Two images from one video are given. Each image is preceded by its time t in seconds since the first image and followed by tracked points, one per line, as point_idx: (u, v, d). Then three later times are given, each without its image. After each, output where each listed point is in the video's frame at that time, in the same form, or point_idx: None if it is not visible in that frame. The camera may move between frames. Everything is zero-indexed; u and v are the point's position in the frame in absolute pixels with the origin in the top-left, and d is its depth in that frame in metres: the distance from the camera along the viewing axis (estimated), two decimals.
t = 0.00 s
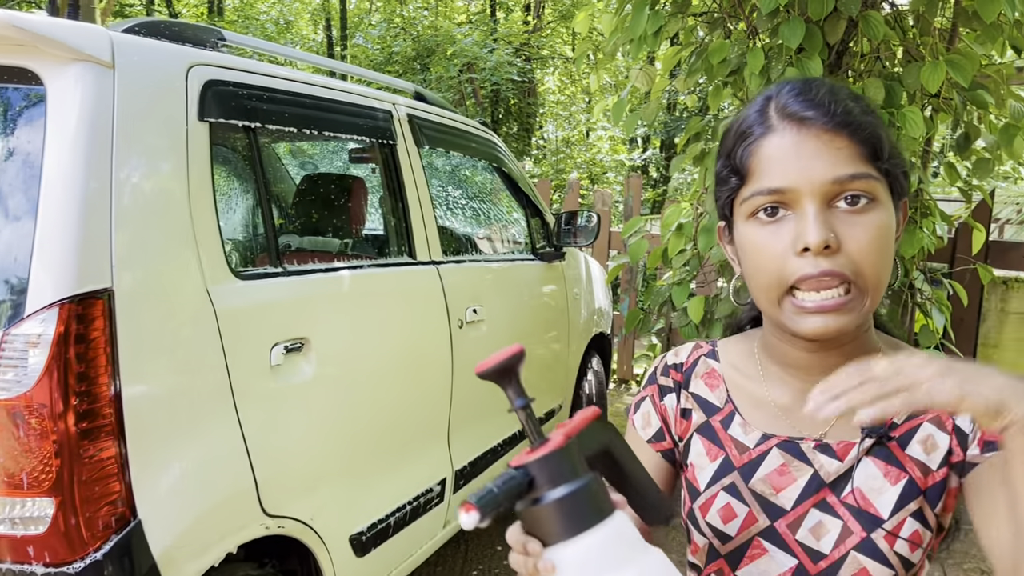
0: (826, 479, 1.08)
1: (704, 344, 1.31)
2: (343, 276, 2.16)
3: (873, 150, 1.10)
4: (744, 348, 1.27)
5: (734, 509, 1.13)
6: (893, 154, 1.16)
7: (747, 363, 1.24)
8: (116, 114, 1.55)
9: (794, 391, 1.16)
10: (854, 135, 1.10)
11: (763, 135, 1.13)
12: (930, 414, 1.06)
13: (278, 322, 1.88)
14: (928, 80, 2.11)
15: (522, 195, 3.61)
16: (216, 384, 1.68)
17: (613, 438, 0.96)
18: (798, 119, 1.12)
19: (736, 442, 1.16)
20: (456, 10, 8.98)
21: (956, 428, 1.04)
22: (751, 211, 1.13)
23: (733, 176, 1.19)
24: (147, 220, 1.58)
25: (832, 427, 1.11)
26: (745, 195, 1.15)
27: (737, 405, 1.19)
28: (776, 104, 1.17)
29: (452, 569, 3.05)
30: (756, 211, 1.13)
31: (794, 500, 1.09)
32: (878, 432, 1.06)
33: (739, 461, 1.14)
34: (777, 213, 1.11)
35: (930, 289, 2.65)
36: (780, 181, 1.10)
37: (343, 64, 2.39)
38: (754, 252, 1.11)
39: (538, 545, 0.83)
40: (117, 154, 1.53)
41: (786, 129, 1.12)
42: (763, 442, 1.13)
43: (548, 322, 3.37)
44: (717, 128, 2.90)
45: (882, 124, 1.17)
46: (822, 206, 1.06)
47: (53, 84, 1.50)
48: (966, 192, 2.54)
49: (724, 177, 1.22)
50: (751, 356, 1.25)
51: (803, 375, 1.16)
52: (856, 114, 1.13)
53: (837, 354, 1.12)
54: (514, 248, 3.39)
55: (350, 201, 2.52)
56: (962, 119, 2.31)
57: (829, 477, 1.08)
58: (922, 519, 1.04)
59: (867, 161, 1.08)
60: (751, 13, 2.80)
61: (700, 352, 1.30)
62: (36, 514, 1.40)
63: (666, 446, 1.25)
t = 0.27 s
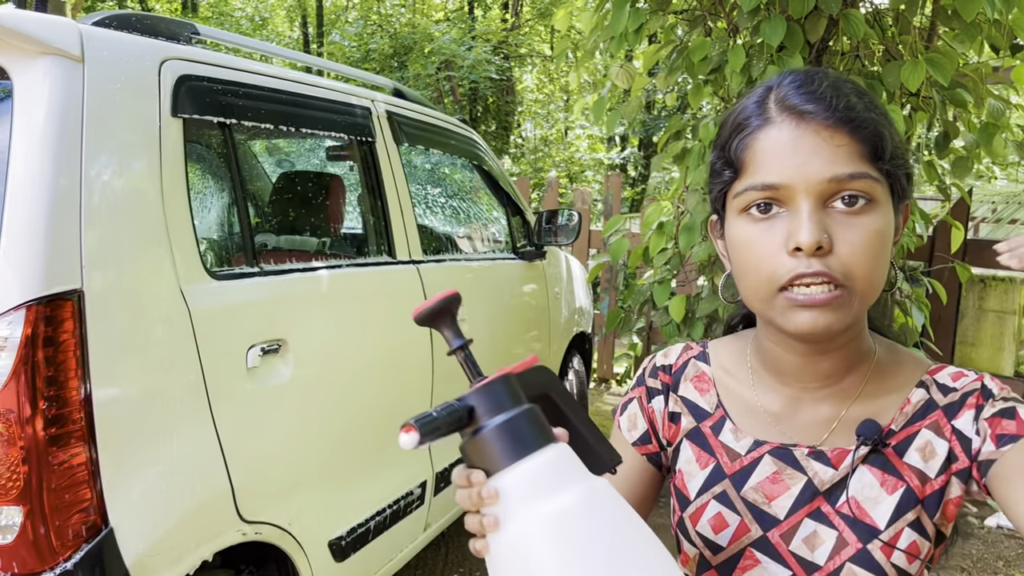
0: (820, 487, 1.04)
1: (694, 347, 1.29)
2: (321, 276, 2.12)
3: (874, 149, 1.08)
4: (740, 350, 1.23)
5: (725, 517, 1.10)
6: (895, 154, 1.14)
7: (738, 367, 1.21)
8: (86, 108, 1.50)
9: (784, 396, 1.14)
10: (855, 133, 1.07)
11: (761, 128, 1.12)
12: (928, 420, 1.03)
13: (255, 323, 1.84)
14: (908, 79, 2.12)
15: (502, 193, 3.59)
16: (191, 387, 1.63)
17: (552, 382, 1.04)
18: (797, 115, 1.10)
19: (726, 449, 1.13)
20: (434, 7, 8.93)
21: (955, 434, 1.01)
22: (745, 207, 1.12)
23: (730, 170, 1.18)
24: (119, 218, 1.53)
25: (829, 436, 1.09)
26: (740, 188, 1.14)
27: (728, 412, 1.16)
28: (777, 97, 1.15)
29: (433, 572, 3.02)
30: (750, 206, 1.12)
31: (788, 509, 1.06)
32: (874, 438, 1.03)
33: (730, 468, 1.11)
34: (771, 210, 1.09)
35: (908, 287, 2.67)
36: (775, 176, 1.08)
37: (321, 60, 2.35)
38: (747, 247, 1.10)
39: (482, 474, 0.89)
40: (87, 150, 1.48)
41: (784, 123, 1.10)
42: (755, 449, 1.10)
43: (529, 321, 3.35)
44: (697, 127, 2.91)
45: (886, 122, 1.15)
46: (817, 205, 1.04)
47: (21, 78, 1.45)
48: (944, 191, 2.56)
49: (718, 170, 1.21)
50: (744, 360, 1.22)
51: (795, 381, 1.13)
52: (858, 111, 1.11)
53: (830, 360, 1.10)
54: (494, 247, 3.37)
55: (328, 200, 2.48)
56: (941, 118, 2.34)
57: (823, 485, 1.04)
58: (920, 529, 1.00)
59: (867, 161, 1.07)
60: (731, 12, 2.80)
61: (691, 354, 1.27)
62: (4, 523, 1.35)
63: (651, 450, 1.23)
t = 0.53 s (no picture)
0: (816, 495, 1.02)
1: (692, 347, 1.25)
2: (306, 275, 2.09)
3: (835, 169, 0.95)
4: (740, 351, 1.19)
5: (720, 520, 1.09)
6: (874, 166, 1.00)
7: (736, 369, 1.17)
8: (64, 104, 1.46)
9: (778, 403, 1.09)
10: (807, 160, 0.95)
11: (716, 155, 1.03)
12: (931, 434, 0.98)
13: (239, 323, 1.81)
14: (895, 76, 2.14)
15: (487, 191, 3.56)
16: (172, 389, 1.60)
17: (509, 352, 1.05)
18: (747, 139, 1.00)
19: (723, 452, 1.11)
20: (416, 4, 8.88)
21: (958, 453, 0.96)
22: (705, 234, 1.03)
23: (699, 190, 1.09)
24: (98, 217, 1.50)
25: (832, 442, 1.05)
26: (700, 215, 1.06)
27: (725, 411, 1.14)
28: (736, 116, 1.04)
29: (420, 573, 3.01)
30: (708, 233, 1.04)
31: (783, 515, 1.04)
32: (871, 449, 1.00)
33: (727, 470, 1.10)
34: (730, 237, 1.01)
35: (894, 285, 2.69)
36: (727, 209, 0.99)
37: (303, 55, 2.31)
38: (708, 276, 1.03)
39: (434, 438, 0.91)
40: (66, 147, 1.45)
41: (735, 152, 1.00)
42: (751, 453, 1.08)
43: (514, 320, 3.33)
44: (683, 124, 2.91)
45: (864, 128, 1.02)
46: (770, 236, 0.95)
47: None
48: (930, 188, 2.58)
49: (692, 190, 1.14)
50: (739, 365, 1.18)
51: (786, 391, 1.08)
52: (820, 126, 0.99)
53: (818, 377, 1.04)
54: (479, 246, 3.35)
55: (313, 197, 2.45)
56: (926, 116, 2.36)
57: (820, 493, 1.02)
58: (918, 543, 0.97)
59: (825, 186, 0.95)
60: (718, 9, 2.81)
61: (689, 354, 1.25)
62: None
63: (643, 448, 1.22)
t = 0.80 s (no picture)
0: (815, 497, 1.01)
1: (719, 330, 1.24)
2: (297, 270, 2.07)
3: (868, 160, 0.94)
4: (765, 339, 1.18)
5: (717, 512, 1.09)
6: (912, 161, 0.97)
7: (759, 359, 1.16)
8: (52, 97, 1.43)
9: (795, 399, 1.09)
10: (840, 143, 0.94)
11: (749, 132, 1.02)
12: (943, 442, 0.96)
13: (229, 320, 1.78)
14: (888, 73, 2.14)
15: (480, 187, 3.54)
16: (161, 387, 1.57)
17: (508, 288, 0.97)
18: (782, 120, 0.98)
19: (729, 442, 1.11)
20: None
21: (962, 463, 0.94)
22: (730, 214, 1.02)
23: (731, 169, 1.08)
24: (86, 212, 1.47)
25: (840, 444, 1.04)
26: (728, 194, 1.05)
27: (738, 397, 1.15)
28: (775, 96, 1.03)
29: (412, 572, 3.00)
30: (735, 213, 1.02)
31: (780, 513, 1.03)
32: (877, 453, 0.98)
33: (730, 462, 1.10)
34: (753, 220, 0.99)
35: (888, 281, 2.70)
36: (751, 190, 0.98)
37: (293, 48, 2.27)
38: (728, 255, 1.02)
39: (399, 364, 0.83)
40: (53, 141, 1.42)
41: (767, 129, 0.99)
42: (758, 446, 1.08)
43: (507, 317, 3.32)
44: (677, 121, 2.90)
45: (910, 118, 0.99)
46: (792, 221, 0.94)
47: None
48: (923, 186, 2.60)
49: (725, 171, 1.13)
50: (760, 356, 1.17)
51: (803, 385, 1.07)
52: (861, 114, 0.96)
53: (839, 370, 1.03)
54: (471, 242, 3.34)
55: (304, 193, 2.42)
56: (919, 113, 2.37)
57: (819, 495, 1.01)
58: (914, 554, 0.95)
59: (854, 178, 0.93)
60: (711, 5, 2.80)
61: (714, 337, 1.23)
62: None
63: (650, 420, 1.21)
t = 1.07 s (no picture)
0: (819, 500, 1.02)
1: (737, 330, 1.28)
2: (296, 268, 2.06)
3: (926, 147, 0.98)
4: (782, 341, 1.20)
5: (722, 509, 1.12)
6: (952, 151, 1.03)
7: (773, 359, 1.19)
8: (48, 92, 1.42)
9: (809, 401, 1.10)
10: (906, 129, 0.97)
11: (802, 120, 1.03)
12: (953, 450, 0.96)
13: (228, 318, 1.78)
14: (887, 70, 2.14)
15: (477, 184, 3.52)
16: (160, 385, 1.57)
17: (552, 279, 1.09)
18: (844, 105, 1.00)
19: (739, 440, 1.13)
20: None
21: (970, 473, 0.93)
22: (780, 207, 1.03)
23: (766, 165, 1.08)
24: (84, 209, 1.46)
25: (848, 448, 1.04)
26: (774, 188, 1.05)
27: (749, 398, 1.17)
28: (820, 86, 1.06)
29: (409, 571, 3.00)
30: (785, 207, 1.03)
31: (785, 514, 1.05)
32: (886, 459, 0.98)
33: (738, 461, 1.12)
34: (808, 212, 1.01)
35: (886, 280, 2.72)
36: (813, 180, 0.99)
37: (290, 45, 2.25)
38: (782, 251, 1.02)
39: (444, 342, 0.93)
40: (50, 136, 1.40)
41: (826, 117, 1.00)
42: (767, 446, 1.10)
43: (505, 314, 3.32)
44: (676, 118, 2.89)
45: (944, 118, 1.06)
46: (861, 210, 0.95)
47: None
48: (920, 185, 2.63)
49: (749, 167, 1.13)
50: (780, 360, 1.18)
51: (817, 388, 1.08)
52: (913, 104, 1.01)
53: (862, 372, 1.03)
54: (469, 239, 3.33)
55: (302, 189, 2.41)
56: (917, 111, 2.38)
57: (823, 498, 1.02)
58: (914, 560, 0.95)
59: (918, 161, 0.97)
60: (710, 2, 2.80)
61: (732, 335, 1.27)
62: None
63: (663, 414, 1.24)
